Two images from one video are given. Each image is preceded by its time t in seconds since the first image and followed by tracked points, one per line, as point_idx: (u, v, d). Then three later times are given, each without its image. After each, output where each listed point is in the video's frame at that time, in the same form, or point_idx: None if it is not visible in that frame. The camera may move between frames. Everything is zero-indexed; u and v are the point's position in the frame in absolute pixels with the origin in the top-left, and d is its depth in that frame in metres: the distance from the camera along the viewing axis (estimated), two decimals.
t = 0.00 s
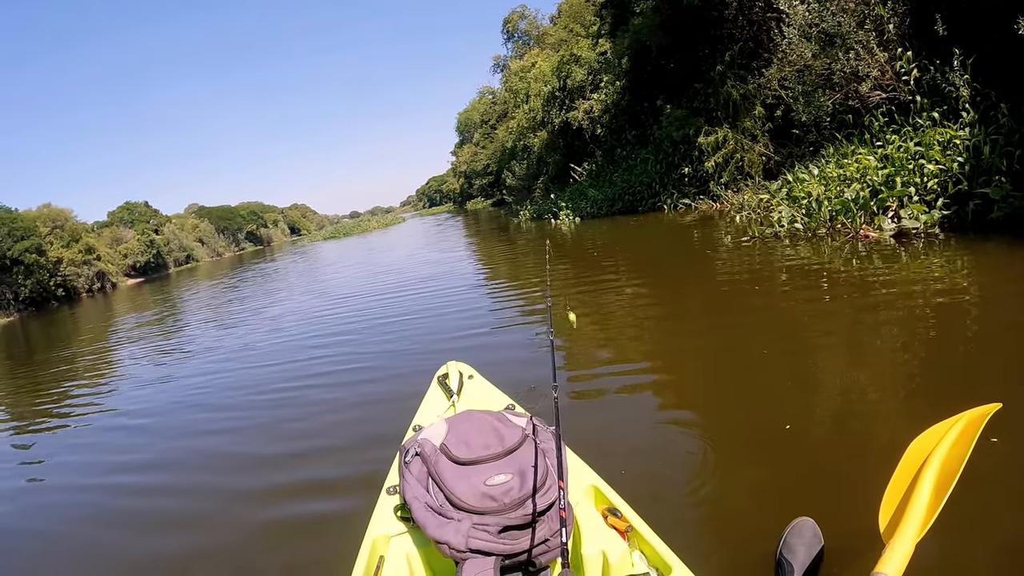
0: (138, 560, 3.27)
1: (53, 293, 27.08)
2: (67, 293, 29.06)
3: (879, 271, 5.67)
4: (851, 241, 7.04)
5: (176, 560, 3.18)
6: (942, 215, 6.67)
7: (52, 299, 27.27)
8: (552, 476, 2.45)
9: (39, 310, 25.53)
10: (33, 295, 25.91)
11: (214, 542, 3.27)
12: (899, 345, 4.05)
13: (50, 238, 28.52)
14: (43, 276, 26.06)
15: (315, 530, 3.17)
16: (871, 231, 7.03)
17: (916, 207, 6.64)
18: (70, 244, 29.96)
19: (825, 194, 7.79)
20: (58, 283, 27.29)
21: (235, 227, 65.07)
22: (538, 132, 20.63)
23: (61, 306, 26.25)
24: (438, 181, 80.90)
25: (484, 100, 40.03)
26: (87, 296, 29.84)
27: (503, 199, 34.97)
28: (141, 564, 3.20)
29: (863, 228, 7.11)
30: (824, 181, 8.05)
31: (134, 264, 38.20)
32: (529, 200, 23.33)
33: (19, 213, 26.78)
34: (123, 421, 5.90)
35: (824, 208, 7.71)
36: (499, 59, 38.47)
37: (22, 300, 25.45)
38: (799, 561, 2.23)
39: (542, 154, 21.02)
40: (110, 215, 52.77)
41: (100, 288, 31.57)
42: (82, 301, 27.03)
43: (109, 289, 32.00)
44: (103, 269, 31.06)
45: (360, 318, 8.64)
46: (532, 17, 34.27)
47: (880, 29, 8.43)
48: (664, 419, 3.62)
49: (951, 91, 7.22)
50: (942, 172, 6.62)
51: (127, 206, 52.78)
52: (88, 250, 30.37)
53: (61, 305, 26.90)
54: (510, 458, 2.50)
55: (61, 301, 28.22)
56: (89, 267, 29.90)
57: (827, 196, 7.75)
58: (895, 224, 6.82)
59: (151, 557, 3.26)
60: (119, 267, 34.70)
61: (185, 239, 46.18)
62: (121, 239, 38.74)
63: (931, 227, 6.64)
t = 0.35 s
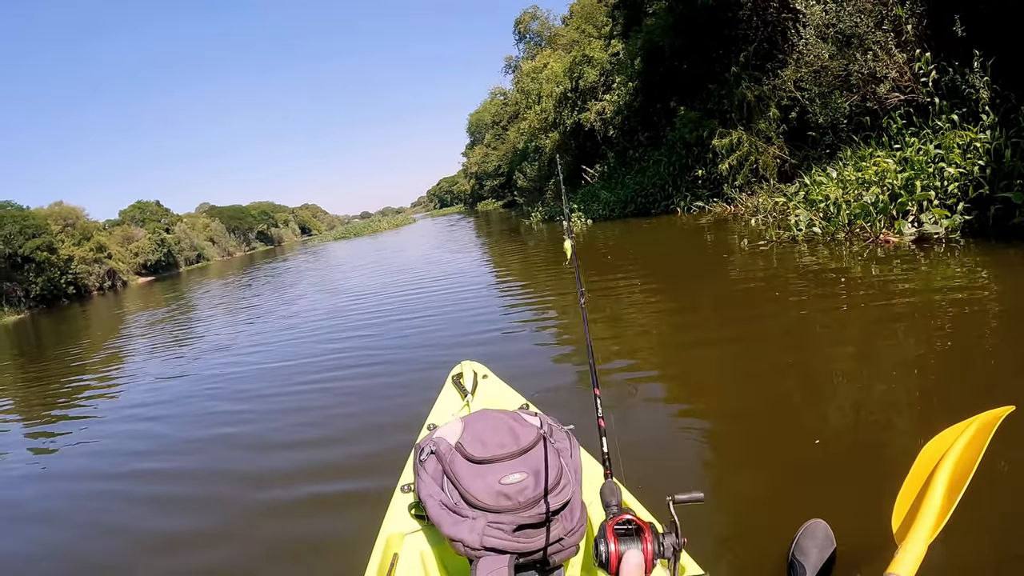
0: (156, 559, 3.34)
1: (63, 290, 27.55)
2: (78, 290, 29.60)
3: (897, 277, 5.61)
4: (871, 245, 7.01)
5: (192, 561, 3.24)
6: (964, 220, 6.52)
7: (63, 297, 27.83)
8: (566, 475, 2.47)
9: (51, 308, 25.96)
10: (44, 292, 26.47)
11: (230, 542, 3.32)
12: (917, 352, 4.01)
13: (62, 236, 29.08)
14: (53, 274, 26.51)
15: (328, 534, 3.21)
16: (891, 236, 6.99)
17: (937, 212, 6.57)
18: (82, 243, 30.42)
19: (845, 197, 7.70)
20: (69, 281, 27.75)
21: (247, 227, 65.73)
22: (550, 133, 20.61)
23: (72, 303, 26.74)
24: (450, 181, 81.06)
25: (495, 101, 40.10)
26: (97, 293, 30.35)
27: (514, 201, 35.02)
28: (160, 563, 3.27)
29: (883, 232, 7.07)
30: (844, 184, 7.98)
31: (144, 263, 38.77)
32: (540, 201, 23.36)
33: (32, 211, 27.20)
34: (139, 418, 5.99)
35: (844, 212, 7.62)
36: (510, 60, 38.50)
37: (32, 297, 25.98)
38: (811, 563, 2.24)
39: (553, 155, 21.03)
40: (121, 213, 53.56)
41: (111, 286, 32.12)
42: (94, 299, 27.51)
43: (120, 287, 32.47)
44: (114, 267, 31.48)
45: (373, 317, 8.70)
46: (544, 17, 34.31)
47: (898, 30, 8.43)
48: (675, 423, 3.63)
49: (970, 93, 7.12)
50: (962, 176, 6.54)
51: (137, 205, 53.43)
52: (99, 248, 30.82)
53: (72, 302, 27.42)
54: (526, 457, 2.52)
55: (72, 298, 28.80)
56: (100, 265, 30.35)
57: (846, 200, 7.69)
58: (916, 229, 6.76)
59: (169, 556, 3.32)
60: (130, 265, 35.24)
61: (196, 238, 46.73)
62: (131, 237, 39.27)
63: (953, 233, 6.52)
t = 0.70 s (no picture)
0: (169, 563, 3.36)
1: (73, 293, 27.99)
2: (88, 293, 30.04)
3: (917, 285, 5.55)
4: (890, 253, 6.98)
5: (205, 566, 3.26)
6: (985, 225, 6.43)
7: (72, 300, 28.27)
8: (581, 481, 2.46)
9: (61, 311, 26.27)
10: (54, 295, 26.90)
11: (242, 547, 3.34)
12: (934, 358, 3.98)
13: (73, 241, 29.53)
14: (62, 278, 26.95)
15: (340, 540, 3.21)
16: (911, 243, 6.92)
17: (959, 218, 6.45)
18: (92, 247, 30.85)
19: (863, 204, 7.49)
20: (78, 284, 28.17)
21: (258, 232, 66.36)
22: (560, 140, 20.62)
23: (83, 307, 27.12)
24: (459, 187, 81.28)
25: (506, 108, 40.24)
26: (107, 297, 30.72)
27: (525, 207, 35.11)
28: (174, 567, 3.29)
29: (903, 240, 6.98)
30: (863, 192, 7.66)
31: (154, 267, 39.22)
32: (551, 208, 23.39)
33: (42, 216, 27.56)
34: (152, 420, 6.04)
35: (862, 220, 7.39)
36: (520, 66, 38.65)
37: (42, 300, 26.41)
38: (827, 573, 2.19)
39: (563, 161, 21.04)
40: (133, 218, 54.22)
41: (121, 290, 32.56)
42: (105, 303, 27.87)
43: (130, 291, 32.90)
44: (124, 271, 31.89)
45: (384, 322, 8.73)
46: (555, 23, 34.44)
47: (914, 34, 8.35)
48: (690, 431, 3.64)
49: (989, 98, 7.11)
50: (982, 182, 6.45)
51: (149, 209, 54.07)
52: (109, 252, 31.22)
53: (82, 306, 27.83)
54: (540, 463, 2.53)
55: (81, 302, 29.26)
56: (111, 269, 30.75)
57: (864, 207, 7.46)
58: (936, 236, 6.70)
59: (182, 560, 3.35)
60: (140, 270, 35.66)
61: (206, 243, 47.17)
62: (141, 241, 39.72)
63: (974, 240, 6.47)
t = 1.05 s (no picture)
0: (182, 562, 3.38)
1: (82, 299, 28.35)
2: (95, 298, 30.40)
3: (934, 294, 5.48)
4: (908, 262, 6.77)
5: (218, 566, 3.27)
6: (1005, 231, 6.28)
7: (79, 305, 28.58)
8: (594, 491, 2.46)
9: (71, 316, 26.57)
10: (62, 299, 27.21)
11: (254, 548, 3.35)
12: (948, 366, 3.94)
13: (82, 245, 29.86)
14: (71, 282, 27.28)
15: (349, 544, 3.20)
16: (929, 251, 6.75)
17: (979, 224, 6.32)
18: (102, 252, 31.22)
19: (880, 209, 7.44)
20: (87, 289, 28.56)
21: (266, 238, 66.83)
22: (568, 146, 20.67)
23: (90, 311, 27.38)
24: (468, 194, 81.57)
25: (514, 115, 40.42)
26: (115, 301, 31.06)
27: (533, 214, 35.21)
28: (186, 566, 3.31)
29: (920, 247, 6.85)
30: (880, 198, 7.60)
31: (163, 272, 39.59)
32: (559, 215, 23.44)
33: (53, 221, 27.90)
34: (163, 423, 6.08)
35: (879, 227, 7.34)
36: (528, 73, 38.86)
37: (50, 304, 26.70)
38: None
39: (571, 168, 21.08)
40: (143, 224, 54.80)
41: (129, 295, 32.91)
42: (112, 307, 28.11)
43: (138, 296, 33.29)
44: (133, 276, 32.26)
45: (393, 328, 8.76)
46: (562, 30, 34.61)
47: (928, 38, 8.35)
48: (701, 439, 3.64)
49: (1005, 102, 7.09)
50: (1000, 187, 6.38)
51: (159, 216, 54.63)
52: (118, 257, 31.58)
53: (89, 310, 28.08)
54: (553, 472, 2.53)
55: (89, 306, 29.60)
56: (119, 274, 31.11)
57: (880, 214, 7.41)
58: (954, 243, 6.58)
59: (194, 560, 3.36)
60: (148, 275, 35.95)
61: (214, 249, 47.54)
62: (149, 246, 40.06)
63: (993, 246, 6.31)
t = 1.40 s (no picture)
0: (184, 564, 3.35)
1: (88, 304, 28.59)
2: (101, 303, 30.64)
3: (944, 304, 5.41)
4: (919, 270, 6.79)
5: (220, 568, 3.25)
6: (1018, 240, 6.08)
7: (85, 310, 28.78)
8: (594, 500, 2.45)
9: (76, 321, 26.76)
10: (68, 305, 27.44)
11: (257, 550, 3.32)
12: (958, 376, 3.91)
13: (88, 251, 30.10)
14: (77, 287, 27.51)
15: (350, 547, 3.16)
16: (940, 261, 6.73)
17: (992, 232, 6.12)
18: (108, 257, 31.48)
19: (890, 217, 7.39)
20: (93, 294, 28.81)
21: (272, 245, 67.16)
22: (574, 154, 20.69)
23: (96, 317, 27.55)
24: (474, 202, 81.77)
25: (519, 122, 40.52)
26: (120, 308, 31.28)
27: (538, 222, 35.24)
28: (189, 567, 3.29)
29: (931, 257, 6.82)
30: (888, 206, 7.56)
31: (168, 278, 39.84)
32: (565, 223, 23.45)
33: (59, 226, 28.12)
34: (167, 429, 6.07)
35: (888, 235, 7.37)
36: (533, 80, 39.03)
37: (56, 309, 26.97)
38: None
39: (577, 176, 21.09)
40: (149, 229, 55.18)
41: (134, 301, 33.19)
42: (117, 313, 28.27)
43: (143, 301, 33.56)
44: (138, 282, 32.52)
45: (399, 336, 8.77)
46: (568, 37, 34.73)
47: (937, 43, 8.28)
48: (704, 440, 3.66)
49: (1015, 108, 6.99)
50: (1011, 195, 6.17)
51: (166, 222, 55.05)
52: (124, 263, 31.82)
53: (95, 316, 28.27)
54: (553, 480, 2.50)
55: (94, 312, 29.81)
56: (124, 280, 31.36)
57: (892, 223, 7.36)
58: (965, 252, 6.46)
59: (197, 561, 3.34)
60: (153, 281, 36.17)
61: (220, 255, 47.81)
62: (155, 252, 40.30)
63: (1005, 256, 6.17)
